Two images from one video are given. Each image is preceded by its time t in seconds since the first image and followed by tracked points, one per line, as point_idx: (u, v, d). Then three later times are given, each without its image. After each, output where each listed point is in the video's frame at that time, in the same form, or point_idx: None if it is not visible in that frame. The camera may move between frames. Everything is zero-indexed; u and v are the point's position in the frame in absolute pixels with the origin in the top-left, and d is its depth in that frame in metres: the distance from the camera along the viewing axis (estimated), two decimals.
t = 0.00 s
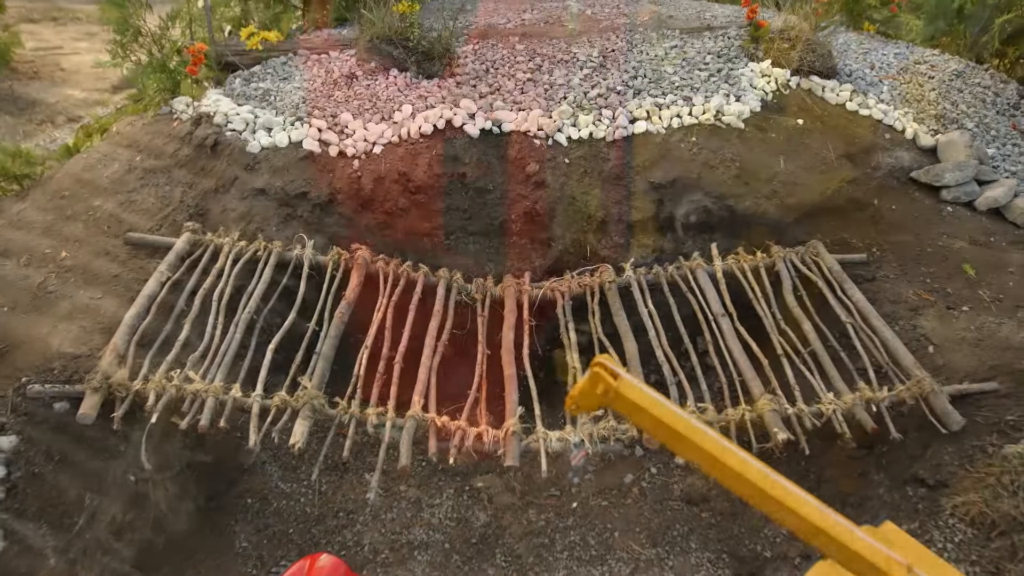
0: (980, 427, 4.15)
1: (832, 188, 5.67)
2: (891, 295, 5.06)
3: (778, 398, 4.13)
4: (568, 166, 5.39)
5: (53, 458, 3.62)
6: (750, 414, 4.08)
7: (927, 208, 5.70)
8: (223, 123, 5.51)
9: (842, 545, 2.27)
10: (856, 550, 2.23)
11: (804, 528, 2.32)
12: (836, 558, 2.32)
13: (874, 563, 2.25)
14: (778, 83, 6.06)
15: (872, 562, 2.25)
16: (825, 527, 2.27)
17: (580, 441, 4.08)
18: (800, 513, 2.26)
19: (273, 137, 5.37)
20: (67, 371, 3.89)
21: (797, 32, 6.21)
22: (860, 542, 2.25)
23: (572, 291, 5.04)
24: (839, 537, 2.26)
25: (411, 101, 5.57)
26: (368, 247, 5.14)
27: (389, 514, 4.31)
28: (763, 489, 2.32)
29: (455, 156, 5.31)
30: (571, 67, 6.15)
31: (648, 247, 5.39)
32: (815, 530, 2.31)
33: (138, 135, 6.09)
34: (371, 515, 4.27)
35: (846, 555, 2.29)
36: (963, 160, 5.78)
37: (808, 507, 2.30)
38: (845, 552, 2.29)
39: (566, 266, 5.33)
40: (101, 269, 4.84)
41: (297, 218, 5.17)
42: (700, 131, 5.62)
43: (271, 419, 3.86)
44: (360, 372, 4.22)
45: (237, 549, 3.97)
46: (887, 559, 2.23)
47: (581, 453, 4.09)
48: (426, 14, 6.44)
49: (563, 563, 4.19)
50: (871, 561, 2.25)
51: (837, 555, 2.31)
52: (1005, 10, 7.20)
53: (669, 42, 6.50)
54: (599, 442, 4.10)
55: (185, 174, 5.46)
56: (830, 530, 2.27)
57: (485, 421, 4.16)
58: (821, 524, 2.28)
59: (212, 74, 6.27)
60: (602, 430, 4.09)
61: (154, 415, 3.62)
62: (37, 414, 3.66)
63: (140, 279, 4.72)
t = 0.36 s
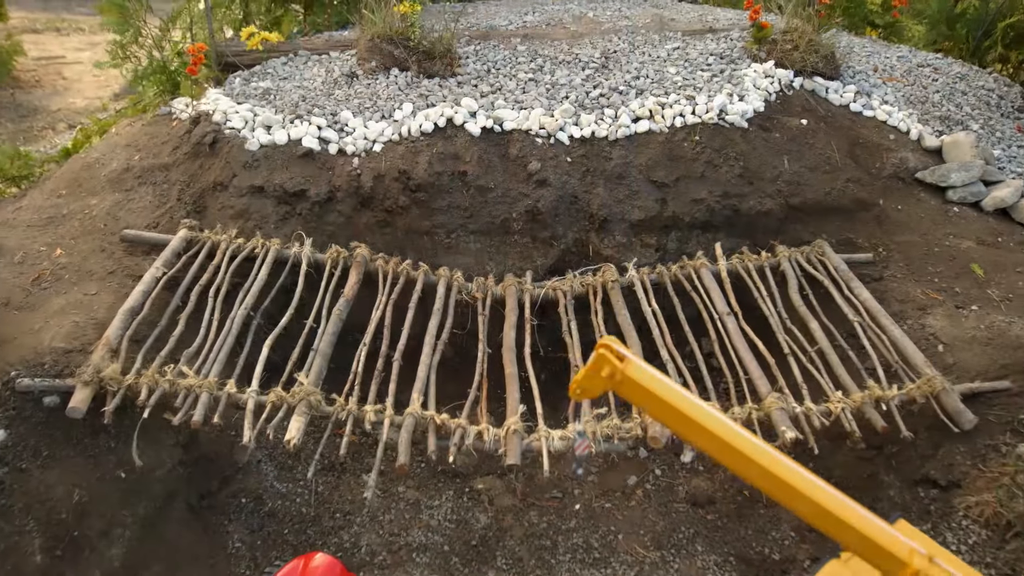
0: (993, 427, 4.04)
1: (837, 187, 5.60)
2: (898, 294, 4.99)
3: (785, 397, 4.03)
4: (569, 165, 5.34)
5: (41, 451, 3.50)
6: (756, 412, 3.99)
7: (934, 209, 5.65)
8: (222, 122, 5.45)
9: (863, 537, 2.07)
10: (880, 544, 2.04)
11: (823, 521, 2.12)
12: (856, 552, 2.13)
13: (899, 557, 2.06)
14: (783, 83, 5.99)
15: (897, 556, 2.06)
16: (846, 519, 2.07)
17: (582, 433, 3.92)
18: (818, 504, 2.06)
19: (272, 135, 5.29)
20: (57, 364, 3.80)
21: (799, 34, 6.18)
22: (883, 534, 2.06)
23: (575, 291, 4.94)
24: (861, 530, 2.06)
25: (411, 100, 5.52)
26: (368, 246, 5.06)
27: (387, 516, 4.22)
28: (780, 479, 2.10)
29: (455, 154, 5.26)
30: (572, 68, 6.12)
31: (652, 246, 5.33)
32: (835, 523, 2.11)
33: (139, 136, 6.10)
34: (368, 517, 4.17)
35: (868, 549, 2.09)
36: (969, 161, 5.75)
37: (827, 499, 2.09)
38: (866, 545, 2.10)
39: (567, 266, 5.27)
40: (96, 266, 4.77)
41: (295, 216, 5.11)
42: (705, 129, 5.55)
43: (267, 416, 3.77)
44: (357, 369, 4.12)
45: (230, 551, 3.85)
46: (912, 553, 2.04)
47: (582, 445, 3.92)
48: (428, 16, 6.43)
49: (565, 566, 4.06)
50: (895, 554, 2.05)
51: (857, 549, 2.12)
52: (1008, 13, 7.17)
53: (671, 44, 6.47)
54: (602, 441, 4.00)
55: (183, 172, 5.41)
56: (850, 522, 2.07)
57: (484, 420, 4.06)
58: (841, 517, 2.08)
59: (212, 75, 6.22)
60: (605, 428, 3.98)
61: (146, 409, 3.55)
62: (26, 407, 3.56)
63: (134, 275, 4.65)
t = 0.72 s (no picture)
0: (1005, 425, 3.94)
1: (841, 188, 5.55)
2: (905, 294, 4.91)
3: (792, 396, 3.94)
4: (570, 164, 5.29)
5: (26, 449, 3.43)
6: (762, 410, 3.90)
7: (938, 210, 5.59)
8: (220, 121, 5.41)
9: (880, 521, 1.97)
10: (896, 528, 1.94)
11: (836, 504, 2.02)
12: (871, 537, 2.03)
13: (918, 542, 1.96)
14: (785, 85, 5.95)
15: (916, 542, 1.95)
16: (860, 501, 1.97)
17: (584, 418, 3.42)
18: (831, 486, 1.97)
19: (270, 134, 5.24)
20: (46, 358, 3.71)
21: (801, 36, 6.16)
22: (901, 518, 1.96)
23: (576, 290, 4.87)
24: (876, 513, 1.96)
25: (411, 100, 5.48)
26: (366, 245, 4.99)
27: (384, 518, 4.10)
28: (790, 460, 2.01)
29: (455, 153, 5.21)
30: (573, 70, 6.09)
31: (654, 247, 5.28)
32: (848, 506, 2.01)
33: (136, 138, 6.07)
34: (364, 518, 4.06)
35: (885, 534, 1.99)
36: (973, 161, 5.71)
37: (840, 480, 2.00)
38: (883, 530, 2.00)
39: (569, 266, 5.20)
40: (89, 264, 4.70)
41: (292, 215, 5.05)
42: (706, 129, 5.50)
43: (260, 413, 3.68)
44: (354, 367, 4.03)
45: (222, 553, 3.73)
46: (932, 538, 1.94)
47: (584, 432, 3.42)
48: (428, 19, 6.41)
49: (567, 569, 3.93)
50: (914, 539, 1.95)
51: (873, 534, 2.02)
52: (1009, 19, 7.17)
53: (672, 47, 6.45)
54: (605, 439, 3.90)
55: (181, 171, 5.36)
56: (865, 505, 1.97)
57: (484, 419, 3.97)
58: (856, 499, 1.98)
59: (210, 77, 6.20)
60: (608, 427, 3.88)
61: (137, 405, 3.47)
62: (11, 403, 3.48)
63: (127, 273, 4.58)
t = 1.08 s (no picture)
0: (1015, 416, 3.86)
1: (845, 181, 5.50)
2: (911, 287, 4.84)
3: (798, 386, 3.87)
4: (572, 157, 5.24)
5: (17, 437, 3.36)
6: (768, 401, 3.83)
7: (943, 204, 5.54)
8: (218, 114, 5.36)
9: (893, 494, 1.91)
10: (910, 501, 1.88)
11: (847, 477, 1.96)
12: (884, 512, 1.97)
13: (932, 515, 1.89)
14: (788, 79, 5.91)
15: (931, 515, 1.89)
16: (873, 473, 1.91)
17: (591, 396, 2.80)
18: (842, 458, 1.91)
19: (269, 126, 5.19)
20: (39, 346, 3.64)
21: (803, 32, 6.14)
22: (915, 490, 1.89)
23: (578, 283, 4.82)
24: (889, 485, 1.90)
25: (411, 92, 5.44)
26: (365, 237, 4.94)
27: (382, 511, 4.02)
28: (801, 432, 1.95)
29: (455, 146, 5.17)
30: (574, 65, 6.05)
31: (656, 240, 5.23)
32: (860, 480, 1.95)
33: (134, 132, 6.02)
34: (362, 512, 3.98)
35: (898, 507, 1.93)
36: (978, 155, 5.66)
37: (851, 452, 1.94)
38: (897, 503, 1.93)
39: (570, 259, 5.15)
40: (85, 256, 4.65)
41: (291, 207, 5.00)
42: (709, 121, 5.45)
43: (256, 401, 3.60)
44: (353, 356, 3.97)
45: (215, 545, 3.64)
46: (947, 511, 1.87)
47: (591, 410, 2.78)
48: (428, 14, 6.39)
49: (569, 563, 3.84)
50: (930, 512, 1.88)
51: (886, 508, 1.96)
52: (1011, 17, 7.15)
53: (673, 43, 6.42)
54: (607, 430, 3.83)
55: (178, 164, 5.31)
56: (877, 477, 1.91)
57: (484, 409, 3.90)
58: (868, 472, 1.92)
59: (208, 72, 6.16)
60: (611, 417, 3.81)
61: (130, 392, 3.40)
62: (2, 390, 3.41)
63: (123, 263, 4.52)
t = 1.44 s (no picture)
0: None
1: (850, 169, 5.45)
2: (917, 272, 4.79)
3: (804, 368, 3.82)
4: (574, 143, 5.20)
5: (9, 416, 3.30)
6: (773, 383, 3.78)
7: (949, 192, 5.49)
8: (217, 100, 5.32)
9: (909, 453, 1.84)
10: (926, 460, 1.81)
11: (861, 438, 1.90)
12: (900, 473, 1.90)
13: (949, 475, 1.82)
14: (791, 68, 5.87)
15: (948, 475, 1.82)
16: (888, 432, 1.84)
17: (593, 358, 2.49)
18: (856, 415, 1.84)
19: (268, 112, 5.15)
20: (33, 326, 3.58)
21: (806, 20, 6.10)
22: (933, 450, 1.82)
23: (580, 269, 4.76)
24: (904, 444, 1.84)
25: (411, 79, 5.40)
26: (365, 222, 4.88)
27: (381, 497, 3.95)
28: (812, 390, 1.88)
29: (456, 132, 5.12)
30: (576, 53, 6.01)
31: (659, 227, 5.18)
32: (874, 439, 1.89)
33: (132, 121, 5.97)
34: (361, 497, 3.91)
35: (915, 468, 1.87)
36: (983, 143, 5.61)
37: (865, 411, 1.88)
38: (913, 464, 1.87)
39: (572, 246, 5.09)
40: (82, 240, 4.59)
41: (290, 192, 4.95)
42: (712, 108, 5.41)
43: (254, 382, 3.54)
44: (352, 339, 3.91)
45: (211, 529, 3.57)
46: (967, 471, 1.80)
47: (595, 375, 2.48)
48: (429, 4, 6.36)
49: (572, 549, 3.75)
50: (948, 473, 1.81)
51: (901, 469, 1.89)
52: (1015, 9, 7.13)
53: (675, 33, 6.38)
54: (610, 412, 3.77)
55: (177, 151, 5.27)
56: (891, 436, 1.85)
57: (485, 392, 3.83)
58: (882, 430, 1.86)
59: (207, 61, 6.12)
60: (614, 400, 3.75)
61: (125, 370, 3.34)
62: None
63: (120, 247, 4.46)
